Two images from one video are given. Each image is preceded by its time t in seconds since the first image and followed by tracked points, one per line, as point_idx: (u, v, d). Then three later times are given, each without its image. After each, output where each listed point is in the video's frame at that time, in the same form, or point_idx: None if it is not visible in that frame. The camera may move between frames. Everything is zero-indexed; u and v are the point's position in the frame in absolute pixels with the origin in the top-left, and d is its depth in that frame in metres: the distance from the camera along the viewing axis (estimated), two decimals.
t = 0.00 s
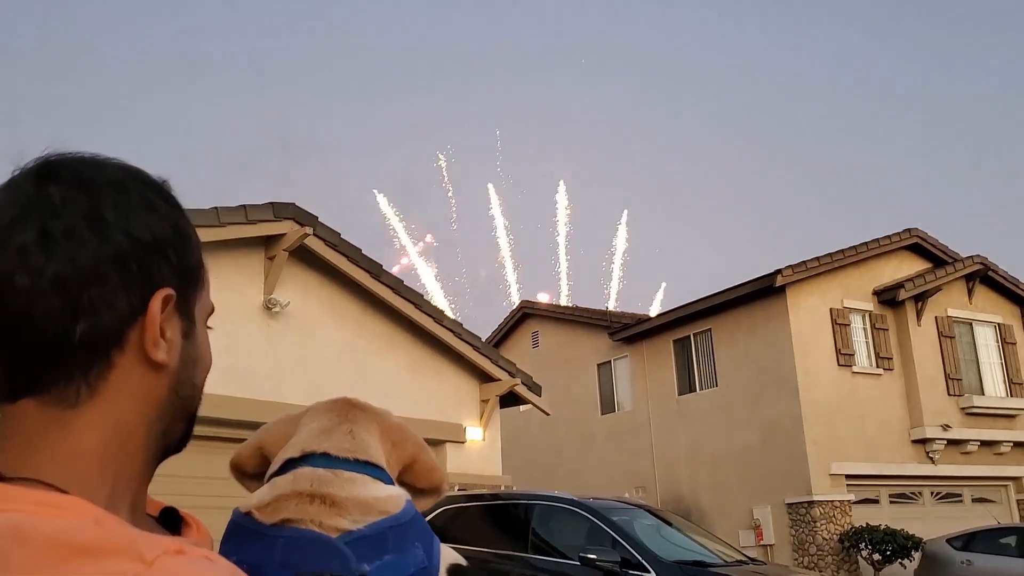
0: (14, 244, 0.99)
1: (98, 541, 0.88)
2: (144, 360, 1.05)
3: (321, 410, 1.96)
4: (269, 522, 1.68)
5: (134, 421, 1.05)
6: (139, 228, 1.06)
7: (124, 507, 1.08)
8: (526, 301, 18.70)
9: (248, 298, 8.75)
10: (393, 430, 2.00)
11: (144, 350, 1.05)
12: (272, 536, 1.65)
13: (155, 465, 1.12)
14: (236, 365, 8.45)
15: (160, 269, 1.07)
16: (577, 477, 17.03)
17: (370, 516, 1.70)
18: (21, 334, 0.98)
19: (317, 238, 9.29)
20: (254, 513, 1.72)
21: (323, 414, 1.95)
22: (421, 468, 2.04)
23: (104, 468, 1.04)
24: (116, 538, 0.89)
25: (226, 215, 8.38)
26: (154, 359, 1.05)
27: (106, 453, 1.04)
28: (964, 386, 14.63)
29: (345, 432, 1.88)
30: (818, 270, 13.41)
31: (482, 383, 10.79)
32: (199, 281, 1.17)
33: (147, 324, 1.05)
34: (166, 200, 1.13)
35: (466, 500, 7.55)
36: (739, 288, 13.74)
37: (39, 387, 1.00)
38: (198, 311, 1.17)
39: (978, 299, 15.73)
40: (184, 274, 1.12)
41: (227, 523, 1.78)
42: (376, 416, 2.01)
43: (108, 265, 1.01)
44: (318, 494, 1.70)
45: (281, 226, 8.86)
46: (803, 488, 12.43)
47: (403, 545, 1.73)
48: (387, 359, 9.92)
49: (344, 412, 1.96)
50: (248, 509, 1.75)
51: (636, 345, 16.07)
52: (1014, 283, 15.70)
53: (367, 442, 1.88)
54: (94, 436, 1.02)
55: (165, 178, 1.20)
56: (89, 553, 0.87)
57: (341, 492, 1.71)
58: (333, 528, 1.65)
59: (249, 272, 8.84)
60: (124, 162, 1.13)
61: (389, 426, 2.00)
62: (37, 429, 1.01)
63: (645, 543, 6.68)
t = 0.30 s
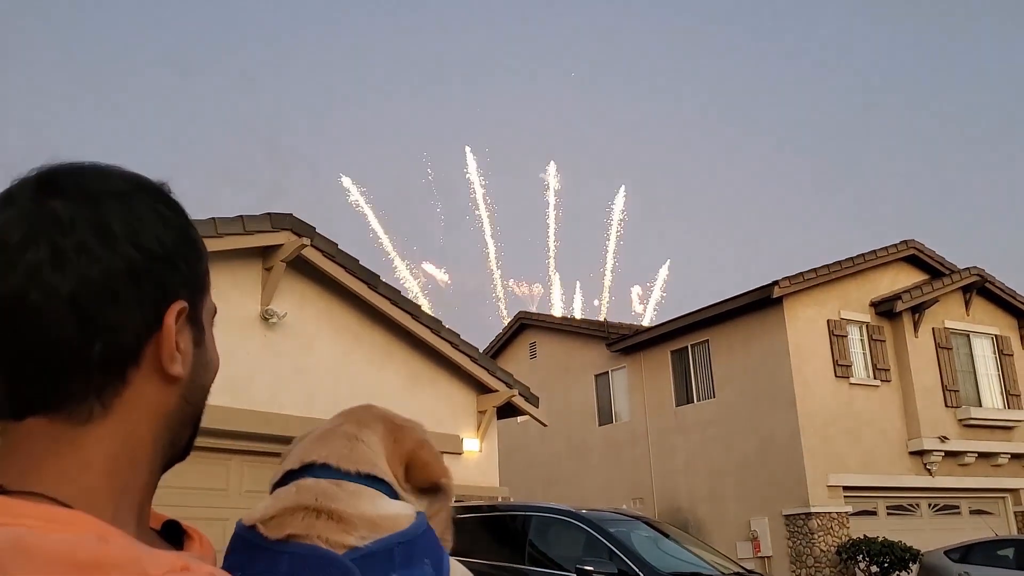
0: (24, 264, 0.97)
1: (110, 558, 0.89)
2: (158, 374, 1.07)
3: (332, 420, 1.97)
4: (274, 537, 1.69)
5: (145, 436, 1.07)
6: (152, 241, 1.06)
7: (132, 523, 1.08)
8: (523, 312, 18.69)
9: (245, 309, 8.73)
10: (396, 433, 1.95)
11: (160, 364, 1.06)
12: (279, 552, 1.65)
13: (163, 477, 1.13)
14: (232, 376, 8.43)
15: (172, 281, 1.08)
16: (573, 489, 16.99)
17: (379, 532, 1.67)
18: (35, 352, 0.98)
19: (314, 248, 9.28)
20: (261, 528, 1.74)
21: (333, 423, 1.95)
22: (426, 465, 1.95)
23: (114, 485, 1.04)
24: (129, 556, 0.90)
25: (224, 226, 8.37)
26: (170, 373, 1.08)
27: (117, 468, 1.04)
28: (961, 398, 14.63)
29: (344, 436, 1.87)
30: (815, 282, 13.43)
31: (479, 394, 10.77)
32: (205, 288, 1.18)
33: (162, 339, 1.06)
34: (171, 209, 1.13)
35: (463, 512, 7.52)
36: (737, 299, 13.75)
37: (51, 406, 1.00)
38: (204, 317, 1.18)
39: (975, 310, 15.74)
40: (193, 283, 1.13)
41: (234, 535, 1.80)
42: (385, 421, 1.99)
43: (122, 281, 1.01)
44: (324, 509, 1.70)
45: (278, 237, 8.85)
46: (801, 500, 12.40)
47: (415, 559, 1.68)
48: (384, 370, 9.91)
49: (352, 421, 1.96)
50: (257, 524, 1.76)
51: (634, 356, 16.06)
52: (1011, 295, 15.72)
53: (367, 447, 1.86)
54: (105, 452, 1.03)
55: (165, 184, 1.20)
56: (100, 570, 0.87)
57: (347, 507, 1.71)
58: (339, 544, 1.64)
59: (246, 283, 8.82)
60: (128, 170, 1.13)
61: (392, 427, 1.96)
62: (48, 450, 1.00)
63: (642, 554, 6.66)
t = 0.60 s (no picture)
0: (43, 272, 0.98)
1: (119, 562, 0.88)
2: (175, 379, 1.07)
3: (361, 426, 1.94)
4: (286, 546, 1.68)
5: (159, 440, 1.06)
6: (171, 245, 1.05)
7: (148, 526, 1.07)
8: (523, 321, 18.67)
9: (244, 317, 8.71)
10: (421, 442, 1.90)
11: (178, 369, 1.06)
12: (291, 560, 1.63)
13: (179, 479, 1.13)
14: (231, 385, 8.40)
15: (191, 287, 1.08)
16: (573, 498, 16.94)
17: (394, 545, 1.63)
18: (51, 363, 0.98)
19: (313, 257, 9.27)
20: (272, 534, 1.72)
21: (361, 429, 1.93)
22: (452, 479, 1.90)
23: (128, 490, 1.04)
24: (141, 558, 0.89)
25: (222, 234, 8.35)
26: (188, 377, 1.07)
27: (132, 472, 1.04)
28: (961, 407, 14.60)
29: (367, 445, 1.86)
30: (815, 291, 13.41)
31: (477, 403, 10.74)
32: (223, 290, 1.18)
33: (181, 345, 1.06)
34: (190, 211, 1.12)
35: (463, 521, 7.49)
36: (736, 308, 13.73)
37: (69, 413, 1.01)
38: (223, 318, 1.18)
39: (975, 320, 15.73)
40: (211, 287, 1.13)
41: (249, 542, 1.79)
42: (413, 427, 1.94)
43: (141, 288, 1.01)
44: (340, 519, 1.68)
45: (277, 245, 8.84)
46: (801, 509, 12.37)
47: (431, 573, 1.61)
48: (383, 379, 9.88)
49: (378, 427, 1.92)
50: (268, 530, 1.74)
51: (633, 365, 16.02)
52: (1010, 304, 15.71)
53: (390, 458, 1.83)
54: (120, 457, 1.03)
55: (183, 183, 1.20)
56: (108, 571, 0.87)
57: (363, 518, 1.67)
58: (353, 556, 1.61)
59: (245, 291, 8.80)
60: (146, 172, 1.12)
61: (419, 435, 1.92)
62: (65, 456, 1.00)
63: (641, 564, 6.63)
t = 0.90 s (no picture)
0: (50, 260, 1.00)
1: (124, 555, 0.89)
2: (180, 373, 1.08)
3: (365, 423, 1.96)
4: (287, 541, 1.70)
5: (161, 435, 1.08)
6: (179, 239, 1.08)
7: (148, 522, 1.09)
8: (517, 324, 18.70)
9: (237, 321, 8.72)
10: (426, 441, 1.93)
11: (183, 363, 1.08)
12: (293, 557, 1.65)
13: (181, 476, 1.14)
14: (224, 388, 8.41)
15: (198, 282, 1.10)
16: (567, 502, 16.94)
17: (396, 539, 1.65)
18: (58, 350, 1.00)
19: (307, 260, 9.28)
20: (274, 532, 1.75)
21: (366, 426, 1.95)
22: (457, 481, 1.91)
23: (131, 484, 1.05)
24: (142, 551, 0.91)
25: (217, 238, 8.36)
26: (193, 372, 1.09)
27: (134, 465, 1.06)
28: (954, 410, 14.65)
29: (370, 440, 1.88)
30: (808, 294, 13.46)
31: (472, 407, 10.74)
32: (231, 287, 1.20)
33: (187, 338, 1.08)
34: (200, 207, 1.15)
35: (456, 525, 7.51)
36: (731, 310, 13.76)
37: (74, 403, 1.02)
38: (229, 316, 1.20)
39: (968, 323, 15.79)
40: (219, 283, 1.15)
41: (249, 539, 1.80)
42: (416, 426, 1.97)
43: (149, 281, 1.03)
44: (341, 514, 1.70)
45: (272, 248, 8.85)
46: (794, 512, 12.40)
47: (434, 567, 1.63)
48: (378, 382, 9.89)
49: (383, 424, 1.95)
50: (271, 527, 1.77)
51: (628, 368, 16.04)
52: (1004, 307, 15.76)
53: (392, 455, 1.85)
54: (123, 451, 1.04)
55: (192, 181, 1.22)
56: (109, 566, 0.88)
57: (365, 512, 1.69)
58: (355, 550, 1.63)
59: (239, 294, 8.80)
60: (156, 167, 1.15)
61: (423, 435, 1.94)
62: (70, 448, 1.02)
63: (635, 568, 6.64)
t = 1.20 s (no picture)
0: (32, 234, 1.04)
1: (121, 554, 0.89)
2: (164, 361, 1.08)
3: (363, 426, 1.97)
4: (289, 541, 1.69)
5: (146, 423, 1.08)
6: (164, 219, 1.09)
7: (142, 518, 1.09)
8: (511, 330, 18.71)
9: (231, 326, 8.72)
10: (423, 444, 1.94)
11: (166, 350, 1.08)
12: (293, 556, 1.65)
13: (176, 476, 1.14)
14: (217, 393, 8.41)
15: (187, 268, 1.10)
16: (561, 507, 16.94)
17: (399, 539, 1.67)
18: (43, 327, 1.04)
19: (301, 265, 9.28)
20: (272, 531, 1.75)
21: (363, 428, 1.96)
22: (453, 486, 1.93)
23: (118, 475, 1.06)
24: (148, 549, 0.91)
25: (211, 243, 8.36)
26: (176, 361, 1.09)
27: (119, 455, 1.06)
28: (947, 416, 14.69)
29: (369, 443, 1.87)
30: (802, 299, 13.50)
31: (466, 412, 10.74)
32: (231, 282, 1.19)
33: (169, 324, 1.08)
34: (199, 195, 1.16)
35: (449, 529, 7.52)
36: (725, 316, 13.78)
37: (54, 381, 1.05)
38: (232, 316, 1.19)
39: (961, 329, 15.84)
40: (212, 272, 1.15)
41: (247, 539, 1.79)
42: (412, 428, 1.97)
43: (126, 256, 1.05)
44: (344, 515, 1.70)
45: (266, 253, 8.85)
46: (787, 517, 12.43)
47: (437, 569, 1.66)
48: (371, 388, 9.90)
49: (380, 426, 1.95)
50: (268, 527, 1.77)
51: (622, 373, 16.04)
52: (996, 313, 15.82)
53: (391, 456, 1.85)
54: (102, 434, 1.05)
55: (206, 178, 1.24)
56: (115, 564, 0.88)
57: (368, 514, 1.70)
58: (360, 552, 1.64)
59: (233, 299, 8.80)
60: (163, 157, 1.18)
61: (418, 439, 1.95)
62: (53, 430, 1.05)
63: (629, 572, 6.64)
